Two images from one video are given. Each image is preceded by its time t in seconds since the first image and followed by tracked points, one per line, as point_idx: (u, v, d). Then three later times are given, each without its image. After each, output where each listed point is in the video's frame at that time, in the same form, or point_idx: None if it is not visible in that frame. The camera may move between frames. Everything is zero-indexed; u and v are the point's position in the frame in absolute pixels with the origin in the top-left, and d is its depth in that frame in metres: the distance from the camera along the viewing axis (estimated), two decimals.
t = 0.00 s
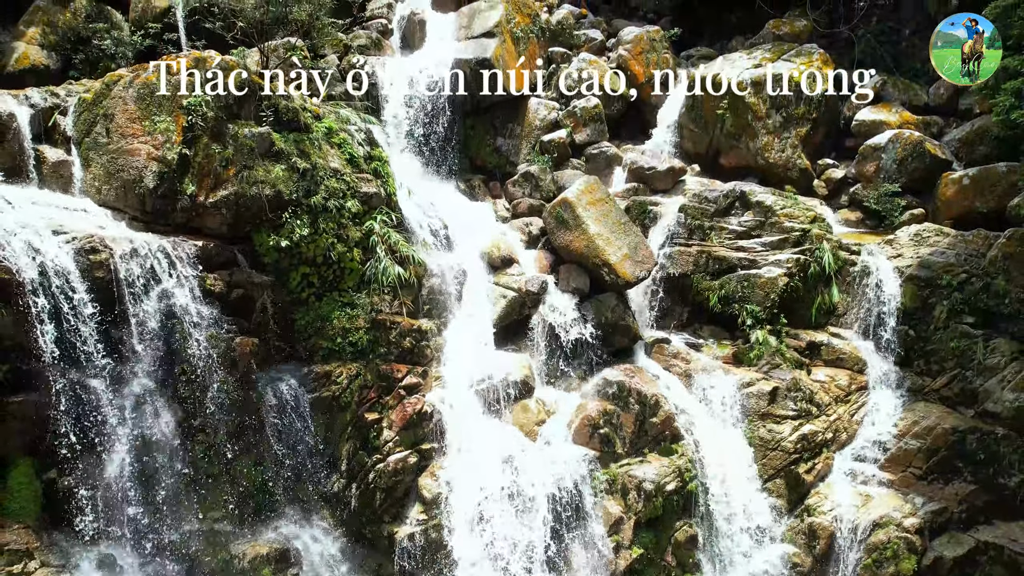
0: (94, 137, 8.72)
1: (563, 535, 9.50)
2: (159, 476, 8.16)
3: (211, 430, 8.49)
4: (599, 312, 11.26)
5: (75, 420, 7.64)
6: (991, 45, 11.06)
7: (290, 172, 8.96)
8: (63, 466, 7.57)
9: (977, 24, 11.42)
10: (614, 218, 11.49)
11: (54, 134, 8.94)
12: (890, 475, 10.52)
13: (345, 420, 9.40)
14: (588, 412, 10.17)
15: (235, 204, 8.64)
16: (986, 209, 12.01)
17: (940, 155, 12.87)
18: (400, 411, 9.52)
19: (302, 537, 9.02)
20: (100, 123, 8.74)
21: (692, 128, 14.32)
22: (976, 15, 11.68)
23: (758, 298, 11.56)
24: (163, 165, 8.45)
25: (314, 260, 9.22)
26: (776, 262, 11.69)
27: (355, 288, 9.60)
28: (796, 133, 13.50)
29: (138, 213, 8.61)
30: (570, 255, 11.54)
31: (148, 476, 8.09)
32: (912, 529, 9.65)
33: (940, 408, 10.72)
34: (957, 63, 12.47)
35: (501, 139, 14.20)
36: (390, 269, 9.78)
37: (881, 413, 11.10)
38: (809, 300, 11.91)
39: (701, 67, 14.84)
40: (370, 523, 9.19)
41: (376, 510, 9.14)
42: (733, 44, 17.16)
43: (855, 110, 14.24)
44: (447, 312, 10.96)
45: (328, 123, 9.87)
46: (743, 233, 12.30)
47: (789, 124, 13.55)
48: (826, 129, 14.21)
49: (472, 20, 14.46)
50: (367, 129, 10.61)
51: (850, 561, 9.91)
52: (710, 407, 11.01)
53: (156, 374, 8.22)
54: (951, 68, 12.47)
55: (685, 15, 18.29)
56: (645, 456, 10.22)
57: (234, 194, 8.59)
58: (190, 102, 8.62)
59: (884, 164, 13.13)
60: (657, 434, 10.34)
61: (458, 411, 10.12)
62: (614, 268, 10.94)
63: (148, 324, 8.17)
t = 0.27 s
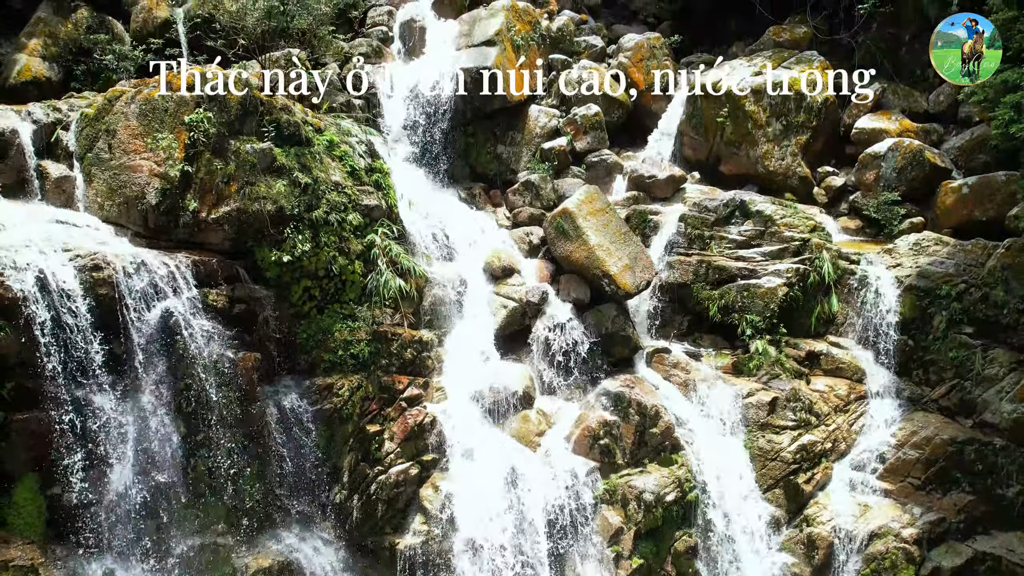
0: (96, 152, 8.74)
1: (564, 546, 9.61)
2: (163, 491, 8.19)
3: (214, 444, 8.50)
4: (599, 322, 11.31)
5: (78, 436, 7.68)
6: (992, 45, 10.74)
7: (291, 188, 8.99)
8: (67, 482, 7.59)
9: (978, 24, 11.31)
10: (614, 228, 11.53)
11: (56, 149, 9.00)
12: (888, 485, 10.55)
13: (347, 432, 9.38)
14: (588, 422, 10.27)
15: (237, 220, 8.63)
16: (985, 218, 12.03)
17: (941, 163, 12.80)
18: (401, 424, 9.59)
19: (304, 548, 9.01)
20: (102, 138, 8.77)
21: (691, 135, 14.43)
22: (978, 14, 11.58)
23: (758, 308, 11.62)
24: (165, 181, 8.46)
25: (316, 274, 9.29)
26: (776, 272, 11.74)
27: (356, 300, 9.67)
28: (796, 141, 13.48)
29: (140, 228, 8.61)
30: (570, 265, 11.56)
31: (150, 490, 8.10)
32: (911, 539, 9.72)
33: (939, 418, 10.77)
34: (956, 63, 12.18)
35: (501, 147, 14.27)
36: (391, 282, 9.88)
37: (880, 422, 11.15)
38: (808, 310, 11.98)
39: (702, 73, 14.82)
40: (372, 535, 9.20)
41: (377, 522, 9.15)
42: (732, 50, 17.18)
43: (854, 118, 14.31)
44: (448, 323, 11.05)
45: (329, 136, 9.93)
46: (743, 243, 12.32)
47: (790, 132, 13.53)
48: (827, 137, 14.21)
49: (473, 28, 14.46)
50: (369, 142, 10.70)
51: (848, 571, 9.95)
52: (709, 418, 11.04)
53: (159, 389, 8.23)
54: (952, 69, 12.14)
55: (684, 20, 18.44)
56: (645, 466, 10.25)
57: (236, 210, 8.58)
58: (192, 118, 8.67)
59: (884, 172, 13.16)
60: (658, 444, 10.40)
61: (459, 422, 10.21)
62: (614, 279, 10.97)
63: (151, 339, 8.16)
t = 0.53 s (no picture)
0: (99, 168, 8.76)
1: (563, 557, 9.58)
2: (165, 506, 8.24)
3: (216, 459, 8.54)
4: (600, 333, 11.34)
5: (81, 453, 7.72)
6: (993, 45, 11.21)
7: (293, 203, 9.01)
8: (70, 497, 7.65)
9: (979, 24, 11.72)
10: (614, 239, 11.59)
11: (59, 164, 9.05)
12: (886, 495, 10.62)
13: (347, 444, 9.44)
14: (588, 434, 10.32)
15: (238, 236, 8.66)
16: (984, 228, 12.06)
17: (939, 173, 12.95)
18: (403, 435, 9.56)
19: (307, 560, 9.08)
20: (105, 154, 8.77)
21: (692, 143, 14.51)
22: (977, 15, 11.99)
23: (758, 318, 11.68)
24: (167, 198, 8.51)
25: (318, 287, 9.31)
26: (776, 282, 11.75)
27: (358, 313, 9.69)
28: (797, 149, 13.49)
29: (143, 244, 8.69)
30: (571, 275, 11.59)
31: (154, 505, 8.16)
32: (909, 550, 9.75)
33: (937, 428, 10.80)
34: (956, 63, 12.49)
35: (501, 155, 14.34)
36: (393, 295, 9.90)
37: (878, 431, 11.21)
38: (808, 319, 12.04)
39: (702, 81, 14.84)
40: (373, 546, 9.17)
41: (378, 532, 9.12)
42: (733, 55, 17.17)
43: (854, 126, 14.37)
44: (449, 333, 11.06)
45: (330, 148, 9.95)
46: (742, 252, 12.38)
47: (789, 140, 13.54)
48: (827, 144, 14.22)
49: (474, 35, 14.54)
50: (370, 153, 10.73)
51: None
52: (709, 428, 11.06)
53: (162, 405, 8.27)
54: (950, 68, 12.56)
55: (685, 24, 18.48)
56: (646, 477, 10.29)
57: (238, 227, 8.61)
58: (194, 135, 8.70)
59: (884, 181, 13.17)
60: (658, 455, 10.43)
61: (459, 432, 10.19)
62: (614, 290, 11.01)
63: (154, 356, 8.20)
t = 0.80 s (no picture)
0: (101, 183, 8.85)
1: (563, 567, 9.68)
2: (169, 520, 8.23)
3: (218, 472, 8.58)
4: (600, 343, 11.42)
5: (85, 467, 7.74)
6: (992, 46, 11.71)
7: (294, 218, 9.06)
8: (73, 513, 7.65)
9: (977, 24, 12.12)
10: (615, 249, 11.64)
11: (62, 180, 9.08)
12: (886, 505, 10.63)
13: (350, 455, 9.42)
14: (589, 444, 10.38)
15: (241, 251, 8.74)
16: (984, 236, 12.05)
17: (938, 180, 12.93)
18: (405, 446, 9.63)
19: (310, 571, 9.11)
20: (108, 169, 8.87)
21: (692, 151, 14.54)
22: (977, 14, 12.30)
23: (757, 327, 11.70)
24: (170, 214, 8.60)
25: (319, 300, 9.34)
26: (776, 292, 11.82)
27: (360, 325, 9.73)
28: (797, 157, 13.58)
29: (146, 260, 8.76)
30: (571, 285, 11.69)
31: (157, 519, 8.14)
32: (907, 560, 9.82)
33: (936, 438, 10.83)
34: (956, 63, 12.87)
35: (502, 162, 14.36)
36: (394, 308, 9.89)
37: (876, 441, 11.27)
38: (807, 328, 12.07)
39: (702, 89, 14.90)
40: (376, 557, 9.31)
41: (380, 544, 9.28)
42: (733, 61, 17.17)
43: (854, 134, 14.41)
44: (450, 343, 11.10)
45: (332, 161, 9.98)
46: (742, 261, 12.45)
47: (790, 148, 13.59)
48: (827, 152, 14.31)
49: (476, 42, 14.59)
50: (370, 164, 10.72)
51: None
52: (709, 439, 11.15)
53: (165, 419, 8.29)
54: (949, 67, 12.97)
55: (686, 29, 18.44)
56: (645, 486, 10.35)
57: (241, 242, 8.69)
58: (196, 151, 8.77)
59: (884, 190, 13.20)
60: (657, 465, 10.48)
61: (460, 443, 10.27)
62: (614, 300, 11.08)
63: (157, 372, 8.26)
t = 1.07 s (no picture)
0: (103, 199, 8.92)
1: None
2: (172, 535, 8.28)
3: (221, 486, 8.61)
4: (601, 354, 11.49)
5: (90, 482, 7.78)
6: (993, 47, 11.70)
7: (296, 233, 9.13)
8: (79, 529, 7.66)
9: (979, 24, 12.08)
10: (615, 259, 11.72)
11: (65, 196, 9.20)
12: (884, 514, 10.64)
13: (351, 467, 9.42)
14: (589, 455, 10.41)
15: (243, 267, 8.77)
16: (983, 245, 12.08)
17: (939, 189, 12.86)
18: (406, 459, 9.68)
19: None
20: (110, 185, 8.95)
21: (692, 159, 14.57)
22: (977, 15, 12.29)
23: (757, 337, 11.81)
24: (173, 231, 8.66)
25: (321, 314, 9.39)
26: (776, 302, 11.87)
27: (362, 339, 9.76)
28: (797, 165, 13.60)
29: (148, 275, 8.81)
30: (571, 296, 11.76)
31: (160, 533, 8.20)
32: (905, 571, 9.86)
33: (935, 449, 10.86)
34: (956, 63, 12.88)
35: (503, 170, 14.38)
36: (396, 321, 9.95)
37: (875, 451, 11.34)
38: (807, 338, 12.07)
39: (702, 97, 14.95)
40: (377, 568, 9.32)
41: (381, 555, 9.31)
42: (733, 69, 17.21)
43: (854, 142, 14.45)
44: (451, 354, 11.15)
45: (334, 174, 10.03)
46: (742, 271, 12.52)
47: (790, 157, 13.63)
48: (827, 160, 14.34)
49: (476, 51, 14.67)
50: (371, 176, 10.72)
51: None
52: (709, 449, 11.22)
53: (169, 435, 8.36)
54: (949, 67, 12.97)
55: (686, 36, 18.43)
56: (645, 497, 10.36)
57: (242, 258, 8.72)
58: (198, 168, 8.88)
59: (883, 199, 13.25)
60: (656, 475, 10.47)
61: (461, 453, 10.32)
62: (615, 312, 11.14)
63: (160, 388, 8.31)
